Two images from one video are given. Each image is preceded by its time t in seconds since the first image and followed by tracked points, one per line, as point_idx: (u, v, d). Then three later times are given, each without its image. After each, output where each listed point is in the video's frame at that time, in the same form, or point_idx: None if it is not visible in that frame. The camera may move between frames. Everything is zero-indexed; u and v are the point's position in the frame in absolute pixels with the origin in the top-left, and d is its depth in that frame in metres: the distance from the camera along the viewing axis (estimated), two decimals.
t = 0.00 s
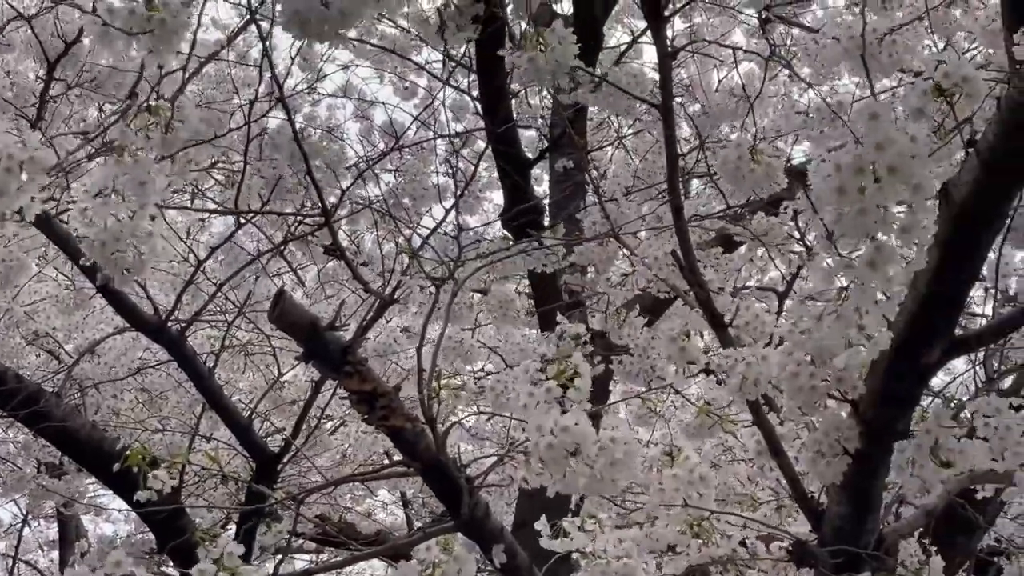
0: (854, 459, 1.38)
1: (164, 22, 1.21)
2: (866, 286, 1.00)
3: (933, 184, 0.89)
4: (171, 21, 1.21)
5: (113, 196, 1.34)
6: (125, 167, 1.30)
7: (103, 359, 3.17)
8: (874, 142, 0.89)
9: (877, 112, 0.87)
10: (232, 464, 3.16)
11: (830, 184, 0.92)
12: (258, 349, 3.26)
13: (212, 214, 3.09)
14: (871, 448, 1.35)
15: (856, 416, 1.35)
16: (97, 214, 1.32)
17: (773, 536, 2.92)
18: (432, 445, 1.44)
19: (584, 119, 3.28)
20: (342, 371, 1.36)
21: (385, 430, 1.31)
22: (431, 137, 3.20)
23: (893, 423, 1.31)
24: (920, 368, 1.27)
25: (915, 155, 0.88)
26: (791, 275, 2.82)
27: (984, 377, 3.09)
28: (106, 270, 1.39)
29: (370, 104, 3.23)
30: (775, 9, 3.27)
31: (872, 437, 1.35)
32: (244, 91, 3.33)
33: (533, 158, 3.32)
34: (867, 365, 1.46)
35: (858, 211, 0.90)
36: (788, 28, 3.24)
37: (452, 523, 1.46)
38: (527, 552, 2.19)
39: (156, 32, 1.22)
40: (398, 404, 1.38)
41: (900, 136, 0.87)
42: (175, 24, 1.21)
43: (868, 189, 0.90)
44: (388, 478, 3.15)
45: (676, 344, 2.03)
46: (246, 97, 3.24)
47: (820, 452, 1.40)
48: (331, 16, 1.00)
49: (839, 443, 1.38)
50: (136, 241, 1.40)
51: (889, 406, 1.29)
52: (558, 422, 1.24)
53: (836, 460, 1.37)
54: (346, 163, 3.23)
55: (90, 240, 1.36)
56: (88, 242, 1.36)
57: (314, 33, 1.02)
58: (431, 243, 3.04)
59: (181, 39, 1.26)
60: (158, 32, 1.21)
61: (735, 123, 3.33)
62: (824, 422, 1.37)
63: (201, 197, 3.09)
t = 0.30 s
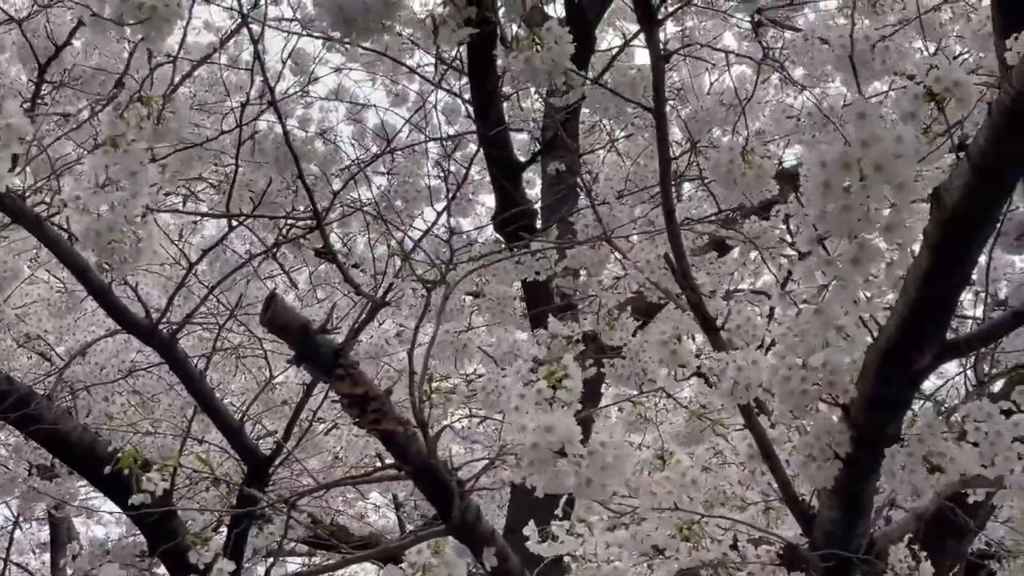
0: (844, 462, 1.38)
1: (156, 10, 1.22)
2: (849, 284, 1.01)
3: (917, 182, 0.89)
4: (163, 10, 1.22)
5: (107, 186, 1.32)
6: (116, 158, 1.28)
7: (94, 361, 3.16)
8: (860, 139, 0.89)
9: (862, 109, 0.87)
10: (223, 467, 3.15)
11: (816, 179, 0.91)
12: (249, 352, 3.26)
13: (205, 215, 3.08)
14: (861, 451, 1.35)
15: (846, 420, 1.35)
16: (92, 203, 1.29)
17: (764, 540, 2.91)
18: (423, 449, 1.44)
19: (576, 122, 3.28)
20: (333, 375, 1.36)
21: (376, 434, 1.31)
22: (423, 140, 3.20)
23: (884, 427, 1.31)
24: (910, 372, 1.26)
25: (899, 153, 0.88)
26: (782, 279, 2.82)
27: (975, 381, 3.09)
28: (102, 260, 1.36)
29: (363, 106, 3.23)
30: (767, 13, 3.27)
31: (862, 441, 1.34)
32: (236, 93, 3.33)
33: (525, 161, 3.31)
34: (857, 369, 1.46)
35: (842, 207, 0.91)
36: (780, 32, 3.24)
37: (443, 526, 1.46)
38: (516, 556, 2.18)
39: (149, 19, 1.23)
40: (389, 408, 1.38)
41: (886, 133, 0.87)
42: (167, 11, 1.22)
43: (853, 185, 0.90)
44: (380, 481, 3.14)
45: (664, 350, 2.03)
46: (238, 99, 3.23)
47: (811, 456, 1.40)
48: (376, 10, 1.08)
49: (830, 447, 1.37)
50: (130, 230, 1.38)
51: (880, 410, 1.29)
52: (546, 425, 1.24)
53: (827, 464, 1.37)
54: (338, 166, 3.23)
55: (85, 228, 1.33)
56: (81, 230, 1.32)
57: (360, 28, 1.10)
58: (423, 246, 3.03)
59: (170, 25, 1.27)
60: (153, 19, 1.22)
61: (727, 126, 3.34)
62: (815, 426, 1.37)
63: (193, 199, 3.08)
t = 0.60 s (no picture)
0: (836, 467, 1.38)
1: (161, 30, 1.30)
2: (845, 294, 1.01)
3: (916, 197, 0.89)
4: (167, 30, 1.29)
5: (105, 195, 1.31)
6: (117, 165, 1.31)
7: (86, 363, 3.16)
8: (859, 154, 0.89)
9: (862, 126, 0.87)
10: (215, 470, 3.15)
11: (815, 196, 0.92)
12: (241, 354, 3.26)
13: (198, 217, 3.08)
14: (853, 455, 1.35)
15: (839, 423, 1.35)
16: (88, 214, 1.28)
17: (757, 542, 2.91)
18: (416, 451, 1.44)
19: (569, 124, 3.29)
20: (325, 377, 1.35)
21: (371, 435, 1.30)
22: (415, 142, 3.21)
23: (876, 431, 1.31)
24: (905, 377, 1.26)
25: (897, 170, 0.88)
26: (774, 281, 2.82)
27: (967, 384, 3.09)
28: (97, 272, 1.33)
29: (355, 109, 3.23)
30: (759, 16, 3.28)
31: (855, 444, 1.35)
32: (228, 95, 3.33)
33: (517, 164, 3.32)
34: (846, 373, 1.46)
35: (842, 222, 0.91)
36: (772, 35, 3.25)
37: (437, 528, 1.46)
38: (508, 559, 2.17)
39: (154, 40, 1.29)
40: (383, 409, 1.37)
41: (886, 150, 0.88)
42: (173, 31, 1.30)
43: (853, 203, 0.90)
44: (372, 483, 3.14)
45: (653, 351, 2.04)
46: (230, 101, 3.23)
47: (803, 458, 1.40)
48: (352, 20, 0.89)
49: (822, 450, 1.38)
50: (125, 241, 1.35)
51: (872, 414, 1.29)
52: (537, 427, 1.23)
53: (820, 467, 1.37)
54: (330, 168, 3.23)
55: (80, 239, 1.30)
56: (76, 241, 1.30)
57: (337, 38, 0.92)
58: (416, 249, 3.03)
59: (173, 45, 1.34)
60: (159, 38, 1.28)
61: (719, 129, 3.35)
62: (808, 429, 1.37)
63: (185, 201, 3.08)
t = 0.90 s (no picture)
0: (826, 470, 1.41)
1: (161, 34, 1.23)
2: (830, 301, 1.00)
3: (905, 203, 0.88)
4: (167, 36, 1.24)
5: (109, 210, 1.32)
6: (116, 182, 1.29)
7: (76, 365, 3.15)
8: (849, 160, 0.88)
9: (851, 133, 0.86)
10: (204, 472, 3.14)
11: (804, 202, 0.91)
12: (232, 356, 3.26)
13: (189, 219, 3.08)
14: (841, 459, 1.37)
15: (828, 428, 1.37)
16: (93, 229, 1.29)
17: (746, 546, 2.91)
18: (404, 456, 1.44)
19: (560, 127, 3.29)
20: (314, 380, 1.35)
21: (358, 439, 1.30)
22: (406, 144, 3.21)
23: (864, 435, 1.33)
24: (891, 379, 1.30)
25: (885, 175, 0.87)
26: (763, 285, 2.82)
27: (956, 387, 3.09)
28: (105, 285, 1.35)
29: (346, 111, 3.23)
30: (750, 19, 3.29)
31: (843, 448, 1.37)
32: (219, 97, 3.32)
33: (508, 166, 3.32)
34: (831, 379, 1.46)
35: (831, 230, 0.90)
36: (763, 38, 3.25)
37: (425, 532, 1.46)
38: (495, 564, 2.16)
39: (152, 45, 1.23)
40: (372, 413, 1.37)
41: (875, 156, 0.86)
42: (172, 35, 1.24)
43: (843, 210, 0.89)
44: (362, 485, 3.14)
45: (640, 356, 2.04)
46: (222, 103, 3.23)
47: (793, 463, 1.42)
48: (381, 31, 0.70)
49: (812, 454, 1.40)
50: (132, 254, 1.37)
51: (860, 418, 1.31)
52: (522, 432, 1.23)
53: (810, 471, 1.40)
54: (321, 170, 3.23)
55: (89, 253, 1.32)
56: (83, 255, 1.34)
57: (367, 55, 0.74)
58: (406, 251, 3.03)
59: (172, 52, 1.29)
60: (157, 45, 1.23)
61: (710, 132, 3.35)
62: (799, 433, 1.40)
63: (177, 203, 3.07)
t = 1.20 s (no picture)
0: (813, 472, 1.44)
1: (135, 17, 1.30)
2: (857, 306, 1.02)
3: (930, 200, 0.91)
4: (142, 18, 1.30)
5: (71, 199, 1.31)
6: (84, 169, 1.32)
7: (64, 366, 3.15)
8: (871, 167, 0.91)
9: (872, 137, 0.89)
10: (193, 473, 3.14)
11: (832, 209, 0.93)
12: (221, 357, 3.25)
13: (179, 219, 3.07)
14: (829, 462, 1.40)
15: (815, 431, 1.41)
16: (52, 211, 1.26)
17: (734, 548, 2.91)
18: (393, 456, 1.44)
19: (551, 130, 3.29)
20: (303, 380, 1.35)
21: (346, 440, 1.30)
22: (397, 146, 3.21)
23: (850, 438, 1.35)
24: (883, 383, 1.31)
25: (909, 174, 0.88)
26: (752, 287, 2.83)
27: (944, 391, 3.10)
28: (63, 275, 1.30)
29: (337, 112, 3.24)
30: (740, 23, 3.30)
31: (830, 451, 1.40)
32: (209, 98, 3.32)
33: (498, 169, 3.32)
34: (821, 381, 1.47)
35: (865, 235, 0.92)
36: (753, 41, 3.26)
37: (414, 534, 1.45)
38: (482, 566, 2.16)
39: (127, 27, 1.30)
40: (360, 415, 1.36)
41: (897, 159, 0.89)
42: (146, 19, 1.30)
43: (871, 216, 0.92)
44: (351, 487, 3.14)
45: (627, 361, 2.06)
46: (211, 104, 3.23)
47: (782, 465, 1.47)
48: (382, 29, 0.74)
49: (800, 456, 1.44)
50: (92, 246, 1.33)
51: (847, 421, 1.34)
52: (511, 434, 1.23)
53: (797, 473, 1.44)
54: (311, 171, 3.23)
55: (52, 239, 1.27)
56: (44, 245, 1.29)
57: (368, 50, 0.77)
58: (395, 253, 3.03)
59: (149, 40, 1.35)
60: (132, 26, 1.30)
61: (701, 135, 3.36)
62: (786, 435, 1.45)
63: (166, 203, 3.07)
